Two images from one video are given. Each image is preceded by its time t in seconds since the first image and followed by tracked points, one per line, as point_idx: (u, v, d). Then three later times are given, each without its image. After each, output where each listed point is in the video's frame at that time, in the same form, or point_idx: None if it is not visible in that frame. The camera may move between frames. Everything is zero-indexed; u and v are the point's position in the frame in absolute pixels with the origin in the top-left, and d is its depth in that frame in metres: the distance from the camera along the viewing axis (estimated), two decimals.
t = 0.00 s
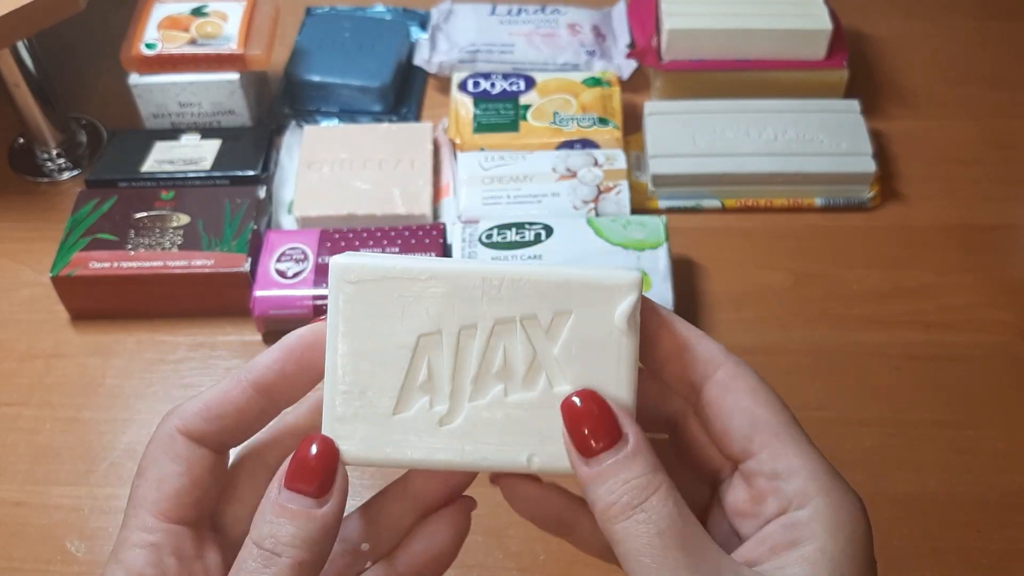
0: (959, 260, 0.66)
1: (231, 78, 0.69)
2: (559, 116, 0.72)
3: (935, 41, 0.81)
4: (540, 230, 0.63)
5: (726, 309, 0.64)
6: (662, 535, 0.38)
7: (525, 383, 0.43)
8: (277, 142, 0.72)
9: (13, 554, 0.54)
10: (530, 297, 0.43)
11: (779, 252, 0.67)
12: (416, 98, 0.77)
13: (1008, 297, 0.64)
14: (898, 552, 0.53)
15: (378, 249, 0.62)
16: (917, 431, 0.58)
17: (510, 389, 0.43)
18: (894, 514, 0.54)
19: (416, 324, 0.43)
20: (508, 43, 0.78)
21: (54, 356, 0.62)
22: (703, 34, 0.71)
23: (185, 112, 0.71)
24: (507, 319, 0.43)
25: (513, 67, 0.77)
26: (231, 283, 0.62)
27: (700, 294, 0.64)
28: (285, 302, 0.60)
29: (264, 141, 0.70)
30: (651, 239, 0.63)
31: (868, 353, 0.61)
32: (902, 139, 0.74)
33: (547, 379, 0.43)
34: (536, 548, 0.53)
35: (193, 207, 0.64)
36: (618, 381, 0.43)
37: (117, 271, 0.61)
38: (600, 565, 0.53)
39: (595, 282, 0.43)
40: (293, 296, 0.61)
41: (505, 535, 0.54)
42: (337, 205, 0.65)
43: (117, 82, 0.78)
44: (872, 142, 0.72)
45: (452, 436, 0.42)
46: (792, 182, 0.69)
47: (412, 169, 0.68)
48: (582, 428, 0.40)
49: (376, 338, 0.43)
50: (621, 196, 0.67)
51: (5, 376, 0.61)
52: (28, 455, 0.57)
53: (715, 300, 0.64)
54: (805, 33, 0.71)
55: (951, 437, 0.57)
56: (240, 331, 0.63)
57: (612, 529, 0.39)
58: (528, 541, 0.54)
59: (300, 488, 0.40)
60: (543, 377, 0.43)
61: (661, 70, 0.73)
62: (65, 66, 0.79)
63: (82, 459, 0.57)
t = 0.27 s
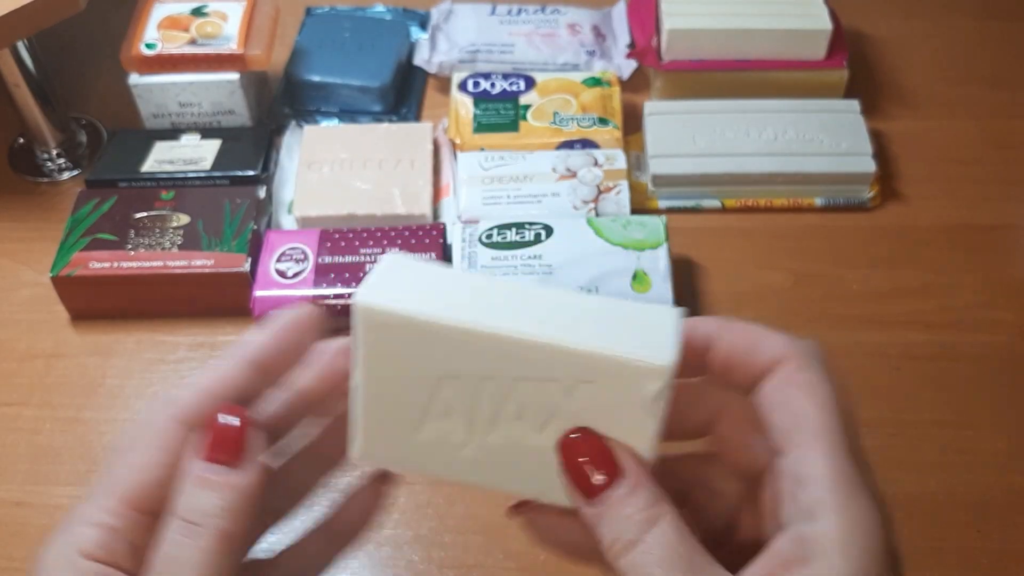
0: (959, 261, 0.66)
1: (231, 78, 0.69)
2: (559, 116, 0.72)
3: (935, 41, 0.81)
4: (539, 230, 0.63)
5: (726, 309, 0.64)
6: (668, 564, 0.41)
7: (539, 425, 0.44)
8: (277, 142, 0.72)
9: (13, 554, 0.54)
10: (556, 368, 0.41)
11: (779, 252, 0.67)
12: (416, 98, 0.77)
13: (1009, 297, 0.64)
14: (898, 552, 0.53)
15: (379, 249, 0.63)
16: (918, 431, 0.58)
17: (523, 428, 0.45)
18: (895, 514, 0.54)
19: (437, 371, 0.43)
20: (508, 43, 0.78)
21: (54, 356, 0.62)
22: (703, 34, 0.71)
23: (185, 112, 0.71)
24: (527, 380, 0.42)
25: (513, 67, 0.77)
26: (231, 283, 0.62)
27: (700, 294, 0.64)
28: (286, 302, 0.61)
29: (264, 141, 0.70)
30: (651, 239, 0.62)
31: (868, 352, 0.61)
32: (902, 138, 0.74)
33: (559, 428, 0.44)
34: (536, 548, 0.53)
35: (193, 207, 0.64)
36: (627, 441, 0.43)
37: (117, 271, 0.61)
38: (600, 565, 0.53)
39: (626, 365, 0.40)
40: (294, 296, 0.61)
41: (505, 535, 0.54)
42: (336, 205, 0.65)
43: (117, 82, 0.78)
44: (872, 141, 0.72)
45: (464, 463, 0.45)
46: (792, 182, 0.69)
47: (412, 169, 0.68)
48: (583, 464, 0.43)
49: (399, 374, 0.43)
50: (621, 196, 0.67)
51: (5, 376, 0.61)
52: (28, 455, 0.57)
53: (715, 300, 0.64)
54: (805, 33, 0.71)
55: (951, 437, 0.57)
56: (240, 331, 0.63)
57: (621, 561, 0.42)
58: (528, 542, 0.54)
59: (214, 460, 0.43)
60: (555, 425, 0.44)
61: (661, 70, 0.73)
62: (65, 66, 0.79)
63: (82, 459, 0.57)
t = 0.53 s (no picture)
0: (960, 261, 0.66)
1: (231, 78, 0.69)
2: (559, 116, 0.72)
3: (935, 41, 0.81)
4: (540, 230, 0.63)
5: (727, 309, 0.64)
6: None
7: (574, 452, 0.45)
8: (277, 142, 0.72)
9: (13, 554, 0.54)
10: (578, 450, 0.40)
11: (779, 252, 0.67)
12: (416, 98, 0.77)
13: (1009, 297, 0.64)
14: (899, 553, 0.53)
15: (379, 249, 0.62)
16: (919, 431, 0.58)
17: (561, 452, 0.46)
18: (896, 514, 0.54)
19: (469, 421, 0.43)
20: (508, 43, 0.78)
21: (54, 356, 0.62)
22: (703, 34, 0.71)
23: (185, 112, 0.71)
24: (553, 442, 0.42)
25: (513, 67, 0.77)
26: (231, 282, 0.62)
27: (700, 294, 0.64)
28: (285, 301, 0.61)
29: (264, 141, 0.69)
30: (650, 239, 0.62)
31: (868, 353, 0.61)
32: (902, 138, 0.74)
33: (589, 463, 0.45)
34: (536, 548, 0.53)
35: (192, 207, 0.64)
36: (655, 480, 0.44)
37: (116, 271, 0.61)
38: (600, 565, 0.53)
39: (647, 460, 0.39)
40: (293, 296, 0.61)
41: (505, 535, 0.54)
42: (336, 205, 0.65)
43: (118, 82, 0.78)
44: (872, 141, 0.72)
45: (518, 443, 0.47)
46: (792, 182, 0.69)
47: (413, 169, 0.68)
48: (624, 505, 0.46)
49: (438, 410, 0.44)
50: (621, 196, 0.67)
51: (5, 376, 0.61)
52: (28, 455, 0.57)
53: (715, 300, 0.64)
54: (805, 33, 0.71)
55: (952, 438, 0.57)
56: (240, 331, 0.63)
57: None
58: (528, 542, 0.53)
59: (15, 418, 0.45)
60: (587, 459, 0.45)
61: (661, 70, 0.73)
62: (66, 66, 0.79)
63: (82, 460, 0.57)
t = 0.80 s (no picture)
0: (959, 261, 0.66)
1: (231, 78, 0.69)
2: (559, 116, 0.72)
3: (935, 41, 0.81)
4: (540, 230, 0.63)
5: (726, 309, 0.64)
6: None
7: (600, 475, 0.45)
8: (278, 142, 0.72)
9: (14, 553, 0.54)
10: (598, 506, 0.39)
11: (779, 252, 0.67)
12: (417, 98, 0.77)
13: (1009, 297, 0.64)
14: (899, 553, 0.53)
15: (379, 249, 0.63)
16: (918, 431, 0.58)
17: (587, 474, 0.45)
18: (895, 514, 0.55)
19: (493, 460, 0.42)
20: (508, 43, 0.78)
21: (55, 356, 0.62)
22: (703, 35, 0.71)
23: (185, 112, 0.71)
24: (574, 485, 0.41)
25: (513, 67, 0.77)
26: (231, 282, 0.62)
27: (700, 294, 0.64)
28: (285, 302, 0.61)
29: (264, 141, 0.70)
30: (650, 239, 0.62)
31: (867, 353, 0.61)
32: (901, 138, 0.74)
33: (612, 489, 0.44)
34: (536, 548, 0.53)
35: (193, 207, 0.64)
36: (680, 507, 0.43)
37: (117, 271, 0.61)
38: (600, 565, 0.53)
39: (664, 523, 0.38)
40: (293, 296, 0.61)
41: (505, 535, 0.54)
42: (337, 205, 0.65)
43: (118, 82, 0.79)
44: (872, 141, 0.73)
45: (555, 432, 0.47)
46: (792, 182, 0.69)
47: (413, 169, 0.68)
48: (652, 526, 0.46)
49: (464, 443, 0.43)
50: (621, 196, 0.67)
51: (6, 376, 0.61)
52: (29, 455, 0.58)
53: (715, 300, 0.64)
54: (804, 33, 0.71)
55: (951, 438, 0.58)
56: (240, 331, 0.63)
57: None
58: (528, 541, 0.54)
59: None
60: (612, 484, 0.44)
61: (661, 71, 0.73)
62: (66, 67, 0.80)
63: (82, 460, 0.57)
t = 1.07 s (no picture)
0: (954, 262, 0.67)
1: (234, 80, 0.70)
2: (559, 118, 0.73)
3: (931, 44, 0.82)
4: (539, 230, 0.64)
5: (724, 310, 0.64)
6: None
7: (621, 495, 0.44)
8: (280, 143, 0.73)
9: (19, 551, 0.54)
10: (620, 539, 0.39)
11: (775, 253, 0.68)
12: (417, 100, 0.78)
13: (1003, 297, 0.65)
14: (893, 550, 0.54)
15: (380, 250, 0.63)
16: (912, 430, 0.59)
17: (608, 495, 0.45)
18: (890, 512, 0.55)
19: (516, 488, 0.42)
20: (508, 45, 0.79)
21: (60, 356, 0.63)
22: (702, 37, 0.72)
23: (188, 114, 0.72)
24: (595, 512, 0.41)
25: (513, 70, 0.78)
26: (234, 283, 0.62)
27: (698, 294, 0.65)
28: (287, 302, 0.61)
29: (266, 142, 0.70)
30: (649, 240, 0.63)
31: (863, 353, 0.62)
32: (897, 140, 0.75)
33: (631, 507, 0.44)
34: (535, 545, 0.54)
35: (196, 208, 0.65)
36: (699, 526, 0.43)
37: (121, 271, 0.62)
38: (599, 562, 0.53)
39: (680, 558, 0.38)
40: (295, 296, 0.61)
41: (505, 533, 0.55)
42: (338, 206, 0.66)
43: (121, 84, 0.79)
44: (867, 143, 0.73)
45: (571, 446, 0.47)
46: (788, 183, 0.69)
47: (413, 170, 0.68)
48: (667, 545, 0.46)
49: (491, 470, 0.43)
50: (620, 197, 0.67)
51: (11, 376, 0.62)
52: (34, 454, 0.58)
53: (712, 301, 0.65)
54: (801, 36, 0.72)
55: (946, 436, 0.58)
56: (243, 331, 0.64)
57: None
58: (527, 539, 0.54)
59: None
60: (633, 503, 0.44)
61: (660, 73, 0.73)
62: (70, 69, 0.80)
63: (87, 459, 0.58)
